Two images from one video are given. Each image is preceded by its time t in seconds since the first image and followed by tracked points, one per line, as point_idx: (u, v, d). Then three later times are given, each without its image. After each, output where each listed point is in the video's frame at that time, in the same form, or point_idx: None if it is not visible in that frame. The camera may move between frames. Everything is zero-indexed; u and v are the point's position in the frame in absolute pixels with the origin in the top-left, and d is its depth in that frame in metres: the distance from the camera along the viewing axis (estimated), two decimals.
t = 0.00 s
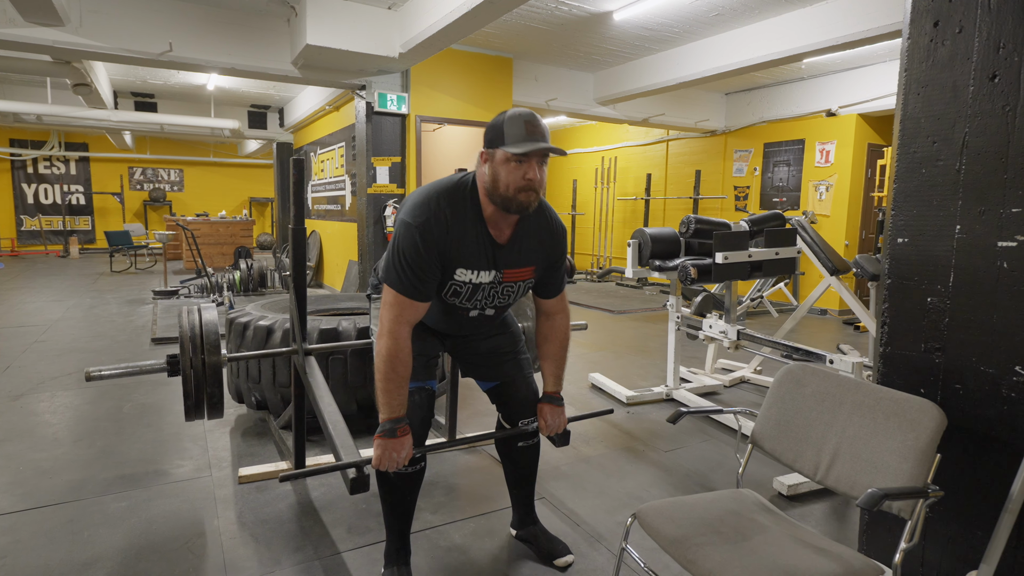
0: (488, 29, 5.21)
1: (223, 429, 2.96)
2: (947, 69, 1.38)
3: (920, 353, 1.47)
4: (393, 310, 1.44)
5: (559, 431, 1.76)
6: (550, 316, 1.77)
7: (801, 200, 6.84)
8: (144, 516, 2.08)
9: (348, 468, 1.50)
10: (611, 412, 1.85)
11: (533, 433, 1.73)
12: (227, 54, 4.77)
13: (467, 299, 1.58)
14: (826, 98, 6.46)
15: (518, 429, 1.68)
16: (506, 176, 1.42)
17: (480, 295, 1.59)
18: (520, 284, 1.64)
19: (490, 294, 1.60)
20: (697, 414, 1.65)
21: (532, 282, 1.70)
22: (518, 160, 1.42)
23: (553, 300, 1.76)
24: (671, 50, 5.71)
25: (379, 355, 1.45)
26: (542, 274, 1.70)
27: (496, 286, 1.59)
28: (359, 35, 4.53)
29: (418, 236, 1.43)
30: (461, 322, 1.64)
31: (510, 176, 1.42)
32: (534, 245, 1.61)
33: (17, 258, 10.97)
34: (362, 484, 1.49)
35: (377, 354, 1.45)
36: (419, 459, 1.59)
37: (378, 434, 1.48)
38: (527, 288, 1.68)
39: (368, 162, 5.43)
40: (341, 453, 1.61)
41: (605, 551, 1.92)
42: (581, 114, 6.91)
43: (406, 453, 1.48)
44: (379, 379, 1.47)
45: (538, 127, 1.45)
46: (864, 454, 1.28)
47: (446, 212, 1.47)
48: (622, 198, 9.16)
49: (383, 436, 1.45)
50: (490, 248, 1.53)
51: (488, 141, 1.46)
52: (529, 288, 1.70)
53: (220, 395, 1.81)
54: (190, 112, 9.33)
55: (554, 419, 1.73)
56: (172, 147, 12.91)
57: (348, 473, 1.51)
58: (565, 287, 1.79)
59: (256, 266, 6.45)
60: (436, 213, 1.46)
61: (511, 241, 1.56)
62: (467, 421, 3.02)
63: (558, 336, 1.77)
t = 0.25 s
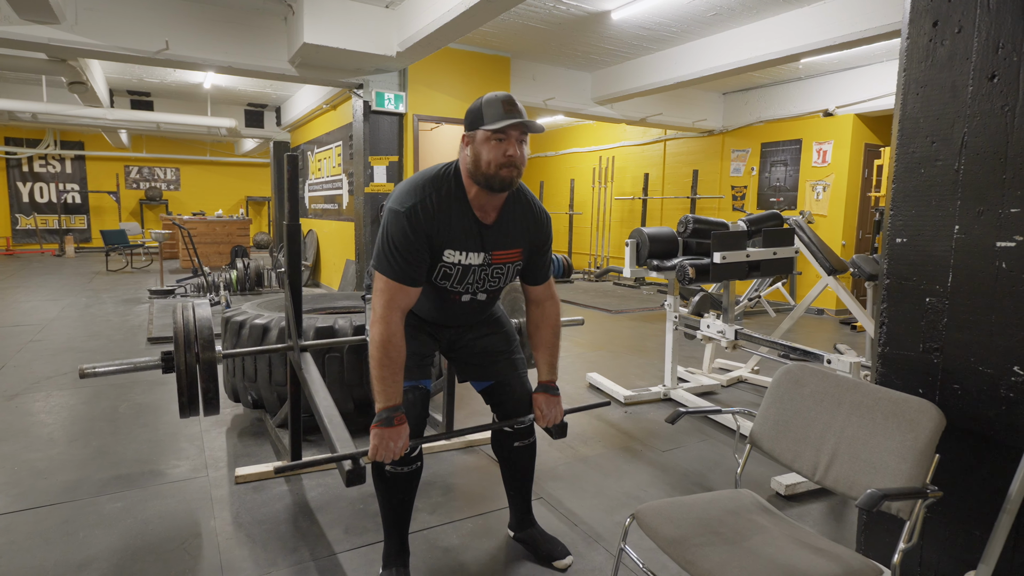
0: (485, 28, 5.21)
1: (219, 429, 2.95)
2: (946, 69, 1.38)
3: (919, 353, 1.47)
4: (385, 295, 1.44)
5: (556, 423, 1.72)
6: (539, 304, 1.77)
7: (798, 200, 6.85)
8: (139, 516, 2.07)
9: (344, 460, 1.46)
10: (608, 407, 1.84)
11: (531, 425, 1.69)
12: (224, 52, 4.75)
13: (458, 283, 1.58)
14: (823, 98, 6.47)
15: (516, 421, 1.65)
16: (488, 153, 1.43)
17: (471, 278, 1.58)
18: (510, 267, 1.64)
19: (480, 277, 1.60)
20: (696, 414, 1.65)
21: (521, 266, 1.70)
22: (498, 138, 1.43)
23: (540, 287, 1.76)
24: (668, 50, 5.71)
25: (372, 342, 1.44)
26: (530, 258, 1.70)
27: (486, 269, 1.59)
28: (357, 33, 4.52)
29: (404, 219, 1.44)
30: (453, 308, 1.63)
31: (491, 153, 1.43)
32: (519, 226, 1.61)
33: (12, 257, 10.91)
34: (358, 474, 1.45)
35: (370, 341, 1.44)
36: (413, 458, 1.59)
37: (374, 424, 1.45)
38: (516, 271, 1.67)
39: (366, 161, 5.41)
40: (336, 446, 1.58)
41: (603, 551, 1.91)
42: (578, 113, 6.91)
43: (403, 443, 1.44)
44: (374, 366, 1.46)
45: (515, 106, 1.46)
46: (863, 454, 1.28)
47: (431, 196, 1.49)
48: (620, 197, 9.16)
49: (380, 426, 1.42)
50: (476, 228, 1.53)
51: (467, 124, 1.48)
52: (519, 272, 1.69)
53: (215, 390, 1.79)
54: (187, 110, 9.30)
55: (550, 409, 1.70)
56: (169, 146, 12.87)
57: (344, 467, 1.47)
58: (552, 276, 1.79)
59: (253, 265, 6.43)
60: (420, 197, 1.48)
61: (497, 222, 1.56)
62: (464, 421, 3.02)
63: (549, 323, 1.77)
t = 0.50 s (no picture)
0: (484, 28, 5.20)
1: (217, 429, 2.94)
2: (947, 68, 1.38)
3: (919, 353, 1.47)
4: (379, 265, 1.44)
5: (554, 401, 1.72)
6: (534, 280, 1.77)
7: (796, 199, 6.85)
8: (137, 518, 2.07)
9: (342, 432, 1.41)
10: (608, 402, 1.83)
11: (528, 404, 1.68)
12: (221, 52, 4.74)
13: (454, 252, 1.56)
14: (822, 97, 6.47)
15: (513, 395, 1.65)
16: (473, 118, 1.44)
17: (466, 248, 1.57)
18: (504, 236, 1.63)
19: (475, 246, 1.58)
20: (696, 415, 1.65)
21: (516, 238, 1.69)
22: (483, 101, 1.43)
23: (534, 263, 1.75)
24: (666, 50, 5.71)
25: (368, 312, 1.45)
26: (524, 230, 1.69)
27: (480, 237, 1.58)
28: (355, 33, 4.51)
29: (395, 186, 1.45)
30: (451, 281, 1.60)
31: (477, 117, 1.43)
32: (510, 195, 1.61)
33: (9, 257, 10.89)
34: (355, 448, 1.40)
35: (367, 312, 1.45)
36: (413, 457, 1.58)
37: (371, 397, 1.43)
38: (512, 242, 1.66)
39: (364, 161, 5.41)
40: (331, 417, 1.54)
41: (603, 552, 1.91)
42: (577, 113, 6.91)
43: (400, 416, 1.43)
44: (370, 337, 1.45)
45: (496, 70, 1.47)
46: (864, 455, 1.28)
47: (420, 164, 1.49)
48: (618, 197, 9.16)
49: (376, 397, 1.40)
50: (468, 195, 1.53)
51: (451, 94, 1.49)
52: (514, 244, 1.68)
53: (210, 369, 1.78)
54: (185, 110, 9.29)
55: (547, 386, 1.70)
56: (167, 146, 12.86)
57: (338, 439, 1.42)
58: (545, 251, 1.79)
59: (251, 265, 6.42)
60: (410, 166, 1.48)
61: (488, 189, 1.56)
62: (463, 421, 3.01)
63: (544, 297, 1.76)
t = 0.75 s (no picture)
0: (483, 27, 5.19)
1: (216, 429, 2.93)
2: (948, 68, 1.38)
3: (920, 353, 1.46)
4: (372, 222, 1.47)
5: (553, 361, 1.74)
6: (528, 243, 1.81)
7: (795, 199, 6.85)
8: (135, 518, 2.06)
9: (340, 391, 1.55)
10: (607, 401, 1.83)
11: (526, 365, 1.71)
12: (220, 51, 4.72)
13: (452, 200, 1.55)
14: (821, 97, 6.47)
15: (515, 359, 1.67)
16: (452, 75, 1.50)
17: (464, 194, 1.57)
18: (499, 184, 1.64)
19: (472, 193, 1.58)
20: (697, 415, 1.64)
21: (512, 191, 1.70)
22: (459, 59, 1.51)
23: (527, 225, 1.79)
24: (666, 50, 5.71)
25: (362, 270, 1.46)
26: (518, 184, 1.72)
27: (476, 184, 1.58)
28: (354, 32, 4.50)
29: (381, 146, 1.49)
30: (456, 231, 1.59)
31: (455, 75, 1.50)
32: (497, 149, 1.66)
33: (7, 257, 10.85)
34: (353, 405, 1.54)
35: (360, 270, 1.47)
36: (417, 459, 1.57)
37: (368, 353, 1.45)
38: (509, 192, 1.67)
39: (363, 160, 5.40)
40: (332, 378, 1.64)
41: (603, 552, 1.90)
42: (576, 112, 6.90)
43: (399, 369, 1.44)
44: (365, 294, 1.47)
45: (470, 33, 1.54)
46: (865, 455, 1.27)
47: (405, 126, 1.54)
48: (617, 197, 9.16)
49: (374, 351, 1.42)
50: (456, 148, 1.57)
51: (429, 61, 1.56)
52: (512, 195, 1.69)
53: (209, 338, 1.78)
54: (183, 109, 9.27)
55: (546, 347, 1.72)
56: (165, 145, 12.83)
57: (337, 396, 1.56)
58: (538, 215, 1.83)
59: (250, 264, 6.40)
60: (394, 128, 1.53)
61: (475, 142, 1.60)
62: (463, 420, 3.01)
63: (541, 257, 1.80)
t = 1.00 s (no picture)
0: (482, 26, 5.19)
1: (214, 428, 2.93)
2: (949, 67, 1.37)
3: (920, 353, 1.46)
4: (361, 191, 1.48)
5: (552, 332, 1.73)
6: (520, 217, 1.82)
7: (794, 198, 6.85)
8: (132, 518, 2.05)
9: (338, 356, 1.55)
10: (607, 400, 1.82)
11: (526, 335, 1.70)
12: (218, 49, 4.71)
13: (443, 155, 1.56)
14: (820, 96, 6.47)
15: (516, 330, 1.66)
16: (437, 63, 1.56)
17: (453, 149, 1.58)
18: (488, 143, 1.66)
19: (462, 148, 1.59)
20: (697, 414, 1.64)
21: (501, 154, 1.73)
22: (446, 48, 1.55)
23: (517, 198, 1.81)
24: (665, 49, 5.71)
25: (354, 238, 1.47)
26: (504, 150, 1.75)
27: (464, 142, 1.61)
28: (353, 30, 4.49)
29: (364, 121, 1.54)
30: (455, 183, 1.56)
31: (440, 63, 1.56)
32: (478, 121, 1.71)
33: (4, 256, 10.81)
34: (350, 371, 1.54)
35: (352, 239, 1.47)
36: (417, 457, 1.57)
37: (364, 320, 1.45)
38: (498, 150, 1.68)
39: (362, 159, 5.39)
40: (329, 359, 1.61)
41: (602, 552, 1.90)
42: (575, 111, 6.89)
43: (395, 335, 1.44)
44: (358, 262, 1.47)
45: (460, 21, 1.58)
46: (865, 456, 1.27)
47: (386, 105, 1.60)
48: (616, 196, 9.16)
49: (370, 317, 1.43)
50: (440, 116, 1.61)
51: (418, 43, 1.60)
52: (502, 155, 1.70)
53: (206, 311, 1.86)
54: (181, 108, 9.25)
55: (544, 318, 1.72)
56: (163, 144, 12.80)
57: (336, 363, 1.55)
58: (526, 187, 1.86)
59: (248, 263, 6.39)
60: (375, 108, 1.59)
61: (459, 112, 1.65)
62: (462, 420, 3.00)
63: (533, 229, 1.82)
